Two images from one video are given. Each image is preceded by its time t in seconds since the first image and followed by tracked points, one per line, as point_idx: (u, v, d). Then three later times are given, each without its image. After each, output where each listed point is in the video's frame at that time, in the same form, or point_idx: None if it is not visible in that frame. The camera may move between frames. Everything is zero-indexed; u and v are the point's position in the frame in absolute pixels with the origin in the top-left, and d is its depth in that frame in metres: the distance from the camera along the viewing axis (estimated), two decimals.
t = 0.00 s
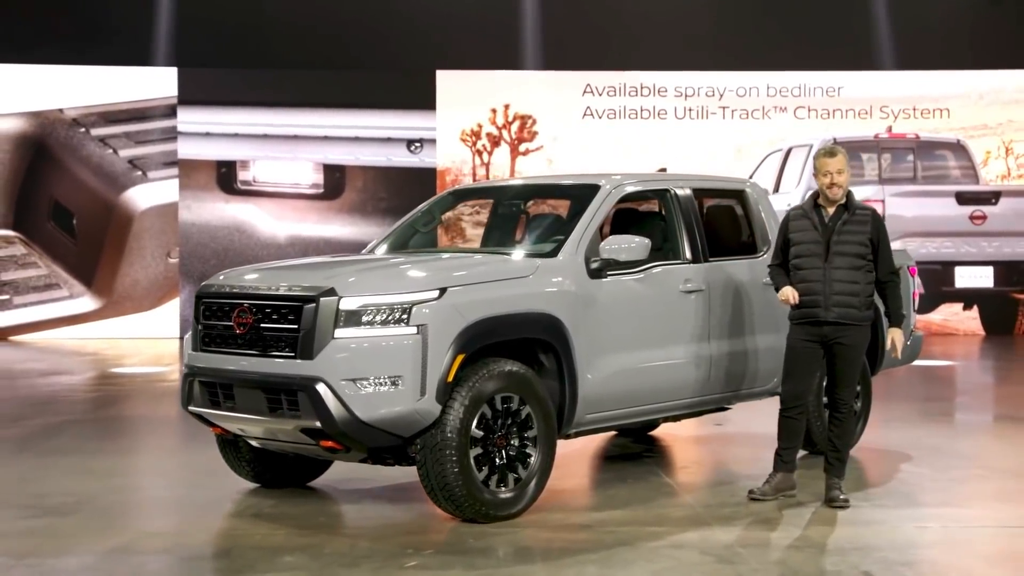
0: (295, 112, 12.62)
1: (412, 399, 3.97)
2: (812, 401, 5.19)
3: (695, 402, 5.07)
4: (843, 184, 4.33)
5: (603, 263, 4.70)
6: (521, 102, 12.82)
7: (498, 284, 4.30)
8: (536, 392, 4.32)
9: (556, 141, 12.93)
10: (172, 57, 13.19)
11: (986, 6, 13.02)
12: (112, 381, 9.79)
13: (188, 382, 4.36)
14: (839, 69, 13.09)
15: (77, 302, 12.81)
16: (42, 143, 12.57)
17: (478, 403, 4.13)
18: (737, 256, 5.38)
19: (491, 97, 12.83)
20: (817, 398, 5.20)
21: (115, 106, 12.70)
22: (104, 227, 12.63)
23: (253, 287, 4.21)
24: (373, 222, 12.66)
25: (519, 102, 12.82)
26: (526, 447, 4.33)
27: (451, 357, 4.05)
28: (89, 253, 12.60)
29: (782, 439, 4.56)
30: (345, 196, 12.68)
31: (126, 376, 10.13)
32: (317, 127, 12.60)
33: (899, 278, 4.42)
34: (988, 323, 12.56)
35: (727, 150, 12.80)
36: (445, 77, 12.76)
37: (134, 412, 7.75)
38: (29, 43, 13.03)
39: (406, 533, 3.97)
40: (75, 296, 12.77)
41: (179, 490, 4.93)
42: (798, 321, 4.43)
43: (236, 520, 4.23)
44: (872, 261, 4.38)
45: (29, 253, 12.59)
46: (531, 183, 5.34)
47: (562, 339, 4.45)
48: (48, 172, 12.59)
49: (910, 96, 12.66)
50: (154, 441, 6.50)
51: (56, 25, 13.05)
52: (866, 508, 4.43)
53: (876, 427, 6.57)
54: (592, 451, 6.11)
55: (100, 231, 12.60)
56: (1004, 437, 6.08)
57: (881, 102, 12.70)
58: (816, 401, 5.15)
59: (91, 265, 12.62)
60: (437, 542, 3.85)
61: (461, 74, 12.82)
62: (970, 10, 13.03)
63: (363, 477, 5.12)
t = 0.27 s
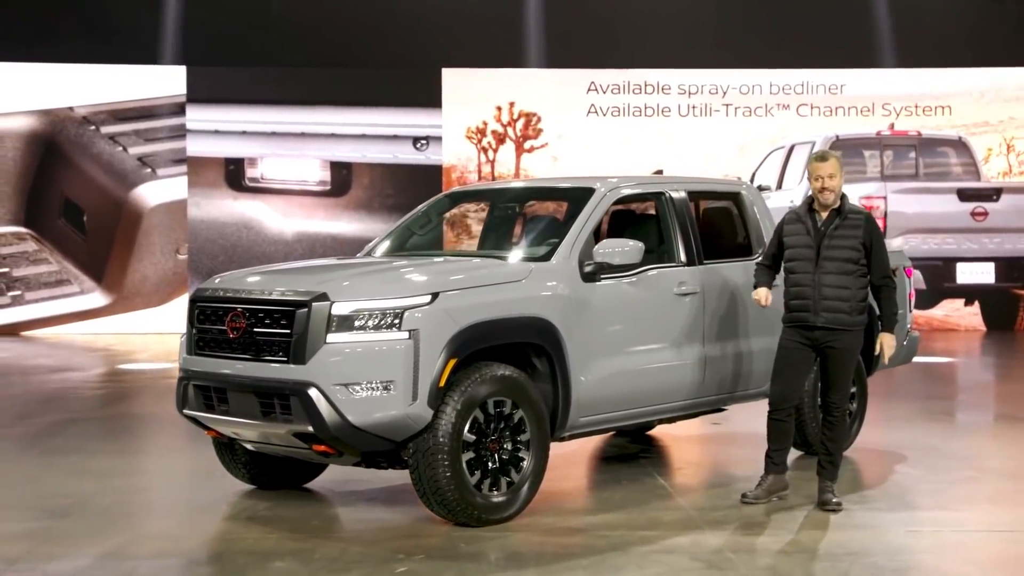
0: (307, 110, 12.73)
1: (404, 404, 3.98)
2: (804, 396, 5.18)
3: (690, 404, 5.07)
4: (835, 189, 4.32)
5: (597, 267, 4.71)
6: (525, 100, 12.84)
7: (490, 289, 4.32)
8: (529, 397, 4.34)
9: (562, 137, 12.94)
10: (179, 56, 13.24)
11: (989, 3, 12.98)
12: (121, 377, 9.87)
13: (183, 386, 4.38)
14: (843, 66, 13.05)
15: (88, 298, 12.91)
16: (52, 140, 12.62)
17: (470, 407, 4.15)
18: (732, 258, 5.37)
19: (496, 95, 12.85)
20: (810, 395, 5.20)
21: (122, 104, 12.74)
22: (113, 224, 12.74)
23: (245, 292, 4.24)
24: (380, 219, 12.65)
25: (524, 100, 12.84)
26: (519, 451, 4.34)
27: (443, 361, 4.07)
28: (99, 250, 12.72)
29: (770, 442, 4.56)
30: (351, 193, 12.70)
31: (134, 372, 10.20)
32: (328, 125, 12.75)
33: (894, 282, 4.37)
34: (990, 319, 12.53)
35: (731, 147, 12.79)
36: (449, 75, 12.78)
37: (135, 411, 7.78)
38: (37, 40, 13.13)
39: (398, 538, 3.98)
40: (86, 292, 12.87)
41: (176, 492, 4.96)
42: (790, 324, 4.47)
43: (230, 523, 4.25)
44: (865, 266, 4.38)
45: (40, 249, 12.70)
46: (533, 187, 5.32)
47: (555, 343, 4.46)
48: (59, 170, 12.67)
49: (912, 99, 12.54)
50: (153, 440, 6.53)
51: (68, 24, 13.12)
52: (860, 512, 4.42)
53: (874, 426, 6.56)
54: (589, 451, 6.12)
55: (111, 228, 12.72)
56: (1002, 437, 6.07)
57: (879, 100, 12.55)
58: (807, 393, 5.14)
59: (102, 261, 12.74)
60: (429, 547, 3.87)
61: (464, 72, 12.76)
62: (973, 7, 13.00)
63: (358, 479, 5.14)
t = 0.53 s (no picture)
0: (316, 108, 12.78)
1: (399, 409, 4.01)
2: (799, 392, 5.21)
3: (686, 407, 5.08)
4: (832, 195, 4.31)
5: (594, 271, 4.72)
6: (535, 97, 12.91)
7: (486, 294, 4.34)
8: (525, 402, 4.36)
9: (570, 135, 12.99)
10: (190, 55, 13.34)
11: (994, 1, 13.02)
12: (133, 373, 9.96)
13: (182, 390, 4.42)
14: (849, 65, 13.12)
15: (102, 295, 13.05)
16: (67, 139, 12.71)
17: (466, 412, 4.17)
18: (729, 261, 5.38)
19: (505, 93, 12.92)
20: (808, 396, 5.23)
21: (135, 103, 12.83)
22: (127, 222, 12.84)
23: (241, 297, 4.27)
24: (390, 216, 12.73)
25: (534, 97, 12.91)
26: (515, 456, 4.37)
27: (438, 367, 4.09)
28: (114, 247, 12.85)
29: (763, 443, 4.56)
30: (362, 191, 12.77)
31: (144, 369, 10.28)
32: (332, 124, 12.72)
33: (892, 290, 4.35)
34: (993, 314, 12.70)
35: (737, 145, 12.84)
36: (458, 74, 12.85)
37: (140, 409, 7.84)
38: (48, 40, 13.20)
39: (393, 542, 4.01)
40: (100, 289, 13.02)
41: (176, 493, 4.99)
42: (786, 328, 4.48)
43: (228, 526, 4.28)
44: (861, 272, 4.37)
45: (56, 246, 12.83)
46: (534, 191, 5.32)
47: (552, 348, 4.48)
48: (74, 168, 12.78)
49: (921, 94, 12.72)
50: (156, 440, 6.58)
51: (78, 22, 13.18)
52: (856, 516, 4.42)
53: (874, 426, 6.56)
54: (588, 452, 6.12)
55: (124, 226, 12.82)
56: (1002, 438, 6.06)
57: (891, 97, 12.73)
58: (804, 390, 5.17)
59: (116, 258, 12.88)
60: (423, 551, 3.89)
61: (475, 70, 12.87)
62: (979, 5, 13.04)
63: (357, 481, 5.17)
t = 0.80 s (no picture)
0: (315, 108, 12.76)
1: (393, 414, 4.03)
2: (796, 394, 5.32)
3: (682, 410, 5.08)
4: (823, 199, 4.34)
5: (590, 275, 4.73)
6: (539, 94, 12.90)
7: (481, 299, 4.36)
8: (520, 406, 4.38)
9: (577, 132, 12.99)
10: (201, 54, 13.42)
11: None
12: (145, 369, 10.04)
13: (180, 393, 4.46)
14: (856, 62, 13.10)
15: (116, 290, 13.17)
16: (79, 137, 12.75)
17: (461, 417, 4.20)
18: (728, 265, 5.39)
19: (511, 90, 12.92)
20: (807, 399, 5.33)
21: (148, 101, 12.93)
22: (139, 220, 12.89)
23: (238, 302, 4.31)
24: (400, 213, 12.77)
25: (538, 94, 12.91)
26: (510, 460, 4.40)
27: (432, 372, 4.11)
28: (129, 244, 12.94)
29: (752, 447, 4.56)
30: (372, 188, 12.78)
31: (154, 365, 10.35)
32: (341, 122, 12.77)
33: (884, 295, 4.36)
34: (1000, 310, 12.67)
35: (744, 142, 12.84)
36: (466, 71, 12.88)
37: (144, 408, 7.88)
38: (59, 38, 13.28)
39: (387, 546, 4.03)
40: (115, 285, 13.14)
41: (177, 493, 5.03)
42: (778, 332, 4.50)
43: (225, 529, 4.31)
44: (852, 277, 4.37)
45: (70, 243, 12.93)
46: (536, 194, 5.33)
47: (548, 352, 4.50)
48: (88, 165, 12.85)
49: (924, 91, 12.64)
50: (158, 439, 6.61)
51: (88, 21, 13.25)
52: (852, 520, 4.42)
53: (875, 426, 6.55)
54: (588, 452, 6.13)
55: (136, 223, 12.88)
56: (1002, 438, 6.04)
57: (895, 92, 12.66)
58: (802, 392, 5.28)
59: (130, 254, 12.98)
60: (417, 556, 3.91)
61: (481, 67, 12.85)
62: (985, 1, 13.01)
63: (355, 483, 5.20)
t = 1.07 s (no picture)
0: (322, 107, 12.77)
1: (388, 418, 4.06)
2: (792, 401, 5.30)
3: (677, 412, 5.08)
4: (802, 200, 4.35)
5: (587, 279, 4.74)
6: (545, 92, 12.90)
7: (477, 303, 4.37)
8: (516, 409, 4.40)
9: (583, 129, 13.00)
10: (211, 53, 13.47)
11: None
12: (156, 366, 10.12)
13: (180, 396, 4.48)
14: (864, 59, 13.04)
15: (130, 286, 13.28)
16: (97, 135, 12.88)
17: (457, 421, 4.22)
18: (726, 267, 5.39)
19: (517, 88, 12.91)
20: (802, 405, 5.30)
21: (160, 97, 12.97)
22: (156, 215, 13.03)
23: (235, 306, 4.33)
24: (410, 210, 12.77)
25: (544, 92, 12.91)
26: (507, 463, 4.42)
27: (427, 376, 4.13)
28: (143, 240, 13.06)
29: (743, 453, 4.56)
30: (381, 185, 12.81)
31: (166, 361, 10.43)
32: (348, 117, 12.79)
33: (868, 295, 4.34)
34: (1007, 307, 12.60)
35: (751, 139, 12.83)
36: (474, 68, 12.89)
37: (148, 405, 7.91)
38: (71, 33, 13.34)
39: (382, 549, 4.06)
40: (129, 281, 13.24)
41: (178, 492, 5.07)
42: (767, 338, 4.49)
43: (223, 530, 4.33)
44: (836, 279, 4.36)
45: (86, 239, 13.03)
46: (535, 196, 5.34)
47: (544, 355, 4.51)
48: (104, 162, 12.96)
49: (930, 85, 12.59)
50: (160, 437, 6.64)
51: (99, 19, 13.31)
52: (848, 523, 4.41)
53: (876, 425, 6.53)
54: (587, 453, 6.13)
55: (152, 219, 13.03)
56: (1003, 438, 6.02)
57: (901, 90, 12.57)
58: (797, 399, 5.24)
59: (144, 250, 13.09)
60: (412, 561, 3.93)
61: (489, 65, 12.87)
62: None
63: (354, 484, 5.22)
